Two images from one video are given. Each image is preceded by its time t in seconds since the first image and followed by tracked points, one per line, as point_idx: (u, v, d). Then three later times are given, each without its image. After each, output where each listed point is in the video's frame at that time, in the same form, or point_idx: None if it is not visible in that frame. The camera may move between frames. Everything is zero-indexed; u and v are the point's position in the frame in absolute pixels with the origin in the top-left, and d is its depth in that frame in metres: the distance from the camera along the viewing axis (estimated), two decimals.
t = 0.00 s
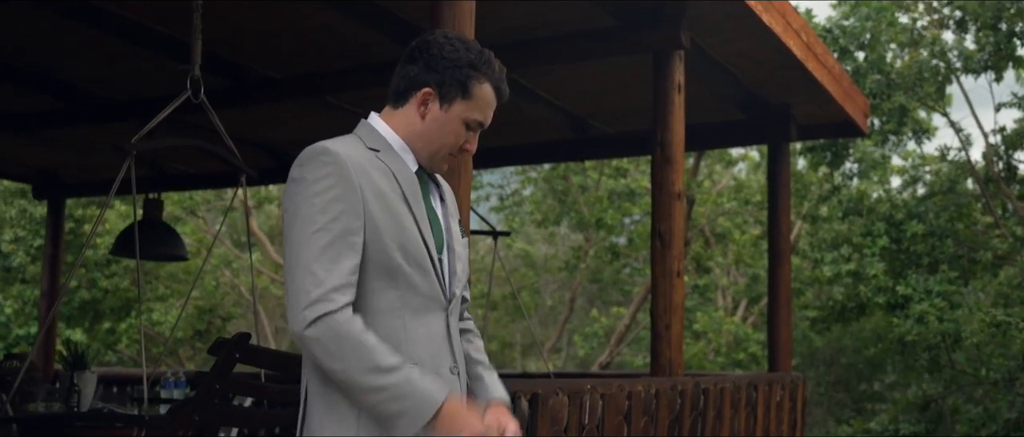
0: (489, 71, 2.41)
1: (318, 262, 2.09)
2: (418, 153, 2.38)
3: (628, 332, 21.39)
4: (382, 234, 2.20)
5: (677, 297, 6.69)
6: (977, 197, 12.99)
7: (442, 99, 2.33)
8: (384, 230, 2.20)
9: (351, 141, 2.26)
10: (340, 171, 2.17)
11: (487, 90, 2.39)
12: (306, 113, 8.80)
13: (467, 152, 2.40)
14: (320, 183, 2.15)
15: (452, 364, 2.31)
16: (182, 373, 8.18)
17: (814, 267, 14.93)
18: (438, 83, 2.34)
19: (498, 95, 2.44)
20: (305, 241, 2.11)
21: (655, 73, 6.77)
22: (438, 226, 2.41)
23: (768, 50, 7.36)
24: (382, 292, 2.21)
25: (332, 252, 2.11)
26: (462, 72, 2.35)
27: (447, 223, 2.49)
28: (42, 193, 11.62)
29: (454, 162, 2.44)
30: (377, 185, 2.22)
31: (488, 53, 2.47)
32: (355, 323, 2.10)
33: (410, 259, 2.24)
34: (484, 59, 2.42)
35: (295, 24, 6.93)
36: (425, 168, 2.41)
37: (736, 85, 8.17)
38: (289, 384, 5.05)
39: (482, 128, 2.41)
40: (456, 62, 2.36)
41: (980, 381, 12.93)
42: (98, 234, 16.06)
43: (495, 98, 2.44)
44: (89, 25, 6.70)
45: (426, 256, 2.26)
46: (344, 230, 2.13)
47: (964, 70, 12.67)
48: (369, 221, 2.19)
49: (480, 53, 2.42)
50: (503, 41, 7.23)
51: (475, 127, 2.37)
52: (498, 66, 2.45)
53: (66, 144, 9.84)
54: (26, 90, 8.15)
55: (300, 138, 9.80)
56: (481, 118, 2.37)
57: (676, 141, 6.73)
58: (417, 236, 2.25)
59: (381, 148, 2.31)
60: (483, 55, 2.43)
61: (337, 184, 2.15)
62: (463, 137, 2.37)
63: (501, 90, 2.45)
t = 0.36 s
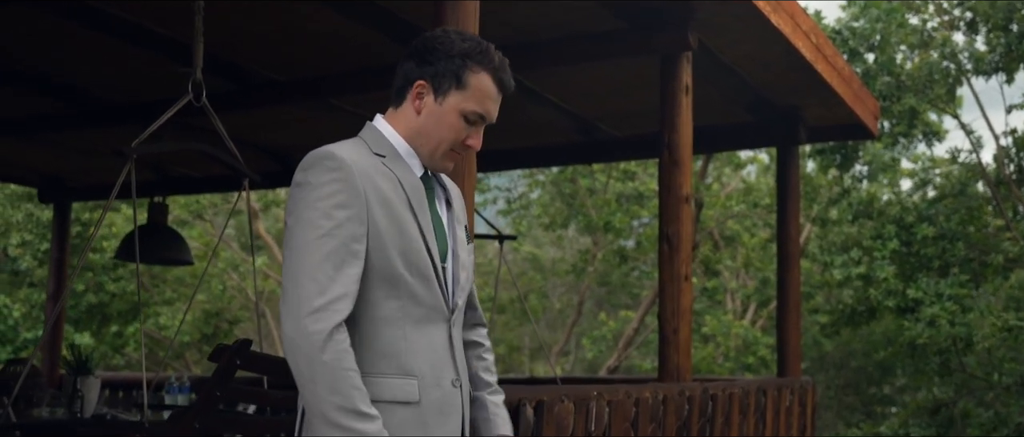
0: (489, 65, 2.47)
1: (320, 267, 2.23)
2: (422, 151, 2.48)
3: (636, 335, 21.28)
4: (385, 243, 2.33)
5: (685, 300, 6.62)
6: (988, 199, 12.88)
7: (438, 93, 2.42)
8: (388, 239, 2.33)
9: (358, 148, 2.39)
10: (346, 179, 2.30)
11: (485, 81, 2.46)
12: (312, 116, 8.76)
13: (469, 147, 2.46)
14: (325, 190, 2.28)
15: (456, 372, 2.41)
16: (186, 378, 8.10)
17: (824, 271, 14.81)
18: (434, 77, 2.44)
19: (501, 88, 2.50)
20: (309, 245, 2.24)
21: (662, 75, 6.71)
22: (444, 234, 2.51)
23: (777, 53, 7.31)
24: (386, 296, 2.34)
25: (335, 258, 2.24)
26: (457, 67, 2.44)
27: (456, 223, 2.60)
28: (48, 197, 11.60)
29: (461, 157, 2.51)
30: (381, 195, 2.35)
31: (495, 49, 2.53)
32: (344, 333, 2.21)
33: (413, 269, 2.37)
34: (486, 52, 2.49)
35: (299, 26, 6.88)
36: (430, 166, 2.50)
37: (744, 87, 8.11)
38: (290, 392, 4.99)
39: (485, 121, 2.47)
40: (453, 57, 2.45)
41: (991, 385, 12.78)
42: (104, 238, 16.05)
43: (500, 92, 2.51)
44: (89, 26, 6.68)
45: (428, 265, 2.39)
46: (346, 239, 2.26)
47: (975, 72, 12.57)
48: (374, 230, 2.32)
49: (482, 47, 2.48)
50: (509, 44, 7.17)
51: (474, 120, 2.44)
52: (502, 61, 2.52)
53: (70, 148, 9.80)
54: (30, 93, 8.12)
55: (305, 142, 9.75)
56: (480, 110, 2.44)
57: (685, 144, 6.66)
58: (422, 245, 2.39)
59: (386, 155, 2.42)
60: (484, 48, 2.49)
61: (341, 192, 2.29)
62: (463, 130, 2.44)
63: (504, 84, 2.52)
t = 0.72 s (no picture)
0: (488, 63, 2.37)
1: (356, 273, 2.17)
2: (422, 155, 2.38)
3: (643, 340, 21.19)
4: (402, 253, 2.27)
5: (691, 306, 6.55)
6: (998, 204, 12.78)
7: (433, 90, 2.35)
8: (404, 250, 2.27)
9: (363, 159, 2.33)
10: (359, 188, 2.26)
11: (482, 77, 2.36)
12: (316, 120, 8.72)
13: (466, 145, 2.35)
14: (343, 199, 2.24)
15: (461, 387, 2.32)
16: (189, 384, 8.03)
17: (833, 276, 14.72)
18: (429, 75, 2.37)
19: (502, 87, 2.39)
20: (341, 253, 2.20)
21: (667, 79, 6.64)
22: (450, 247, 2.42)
23: (784, 56, 7.24)
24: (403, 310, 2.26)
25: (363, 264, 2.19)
26: (453, 63, 2.36)
27: (461, 234, 2.46)
28: (53, 202, 11.55)
29: (463, 161, 2.40)
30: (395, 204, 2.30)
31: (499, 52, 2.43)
32: (407, 331, 2.18)
33: (425, 282, 2.28)
34: (487, 51, 2.39)
35: (301, 27, 6.82)
36: (432, 172, 2.40)
37: (752, 90, 8.03)
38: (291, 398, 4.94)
39: (483, 119, 2.35)
40: (452, 55, 2.37)
41: (1002, 391, 12.65)
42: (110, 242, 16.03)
43: (501, 93, 2.39)
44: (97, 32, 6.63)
45: (438, 277, 2.31)
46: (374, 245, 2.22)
47: (984, 74, 12.48)
48: (392, 239, 2.27)
49: (483, 46, 2.39)
50: (515, 47, 7.10)
51: (468, 115, 2.33)
52: (505, 62, 2.41)
53: (74, 152, 9.78)
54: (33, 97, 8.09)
55: (310, 145, 9.71)
56: (475, 106, 2.33)
57: (690, 147, 6.60)
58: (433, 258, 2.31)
59: (391, 164, 2.34)
60: (485, 47, 2.40)
61: (359, 200, 2.24)
62: (459, 128, 2.34)
63: (507, 85, 2.40)
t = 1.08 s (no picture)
0: (501, 67, 2.25)
1: (364, 292, 2.09)
2: (437, 166, 2.27)
3: (650, 344, 21.11)
4: (414, 262, 2.18)
5: (699, 312, 6.49)
6: (1007, 207, 12.69)
7: (445, 98, 2.24)
8: (415, 258, 2.18)
9: (373, 168, 2.23)
10: (370, 199, 2.17)
11: (494, 83, 2.24)
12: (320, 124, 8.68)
13: (482, 153, 2.23)
14: (354, 213, 2.15)
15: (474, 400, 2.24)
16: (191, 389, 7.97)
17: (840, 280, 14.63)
18: (440, 83, 2.26)
19: (518, 92, 2.27)
20: (352, 272, 2.11)
21: (673, 81, 6.58)
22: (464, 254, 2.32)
23: (791, 58, 7.18)
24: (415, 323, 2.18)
25: (375, 279, 2.10)
26: (464, 70, 2.24)
27: (478, 247, 2.36)
28: (56, 207, 11.52)
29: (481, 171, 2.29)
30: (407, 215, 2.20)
31: (513, 55, 2.31)
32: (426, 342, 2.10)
33: (438, 293, 2.20)
34: (498, 55, 2.27)
35: (303, 31, 6.76)
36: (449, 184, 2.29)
37: (758, 93, 7.97)
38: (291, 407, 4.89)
39: (499, 126, 2.24)
40: (464, 62, 2.26)
41: (1012, 398, 12.50)
42: (116, 247, 15.99)
43: (515, 97, 2.28)
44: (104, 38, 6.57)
45: (451, 287, 2.22)
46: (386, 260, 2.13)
47: (992, 77, 12.40)
48: (404, 251, 2.17)
49: (494, 50, 2.28)
50: (519, 50, 7.04)
51: (485, 122, 2.22)
52: (520, 65, 2.29)
53: (79, 158, 9.75)
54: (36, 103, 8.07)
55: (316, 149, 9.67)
56: (489, 113, 2.22)
57: (697, 152, 6.55)
58: (445, 266, 2.22)
59: (406, 176, 2.24)
60: (498, 51, 2.28)
61: (370, 214, 2.15)
62: (474, 136, 2.22)
63: (523, 90, 2.29)
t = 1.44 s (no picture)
0: (524, 72, 2.13)
1: (370, 306, 1.98)
2: (457, 174, 2.16)
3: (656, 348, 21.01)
4: (427, 273, 2.05)
5: (703, 315, 6.43)
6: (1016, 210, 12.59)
7: (466, 103, 2.13)
8: (428, 268, 2.06)
9: (389, 175, 2.12)
10: (386, 209, 2.05)
11: (516, 87, 2.11)
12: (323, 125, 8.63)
13: (501, 160, 2.11)
14: (365, 223, 2.04)
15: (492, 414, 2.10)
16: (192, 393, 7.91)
17: (847, 283, 14.53)
18: (461, 88, 2.15)
19: (542, 97, 2.14)
20: (357, 285, 2.00)
21: (679, 82, 6.52)
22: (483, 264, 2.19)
23: (797, 59, 7.11)
24: (427, 337, 2.05)
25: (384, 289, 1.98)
26: (485, 74, 2.13)
27: (500, 258, 2.23)
28: (59, 209, 11.49)
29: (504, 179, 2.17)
30: (421, 226, 2.08)
31: (539, 60, 2.18)
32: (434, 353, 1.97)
33: (453, 306, 2.06)
34: (522, 59, 2.15)
35: (302, 31, 6.71)
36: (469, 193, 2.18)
37: (765, 94, 7.90)
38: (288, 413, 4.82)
39: (521, 132, 2.11)
40: (485, 66, 2.14)
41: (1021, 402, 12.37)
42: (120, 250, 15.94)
43: (540, 103, 2.15)
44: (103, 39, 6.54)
45: (468, 302, 2.09)
46: (395, 273, 2.01)
47: (1001, 79, 12.30)
48: (418, 261, 2.05)
49: (518, 55, 2.15)
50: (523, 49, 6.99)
51: (505, 129, 2.10)
52: (546, 70, 2.16)
53: (82, 159, 9.73)
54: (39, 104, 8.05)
55: (319, 150, 9.63)
56: (509, 118, 2.09)
57: (702, 153, 6.49)
58: (462, 278, 2.09)
59: (427, 184, 2.13)
60: (522, 55, 2.16)
61: (381, 225, 2.03)
62: (493, 142, 2.10)
63: (547, 96, 2.16)
